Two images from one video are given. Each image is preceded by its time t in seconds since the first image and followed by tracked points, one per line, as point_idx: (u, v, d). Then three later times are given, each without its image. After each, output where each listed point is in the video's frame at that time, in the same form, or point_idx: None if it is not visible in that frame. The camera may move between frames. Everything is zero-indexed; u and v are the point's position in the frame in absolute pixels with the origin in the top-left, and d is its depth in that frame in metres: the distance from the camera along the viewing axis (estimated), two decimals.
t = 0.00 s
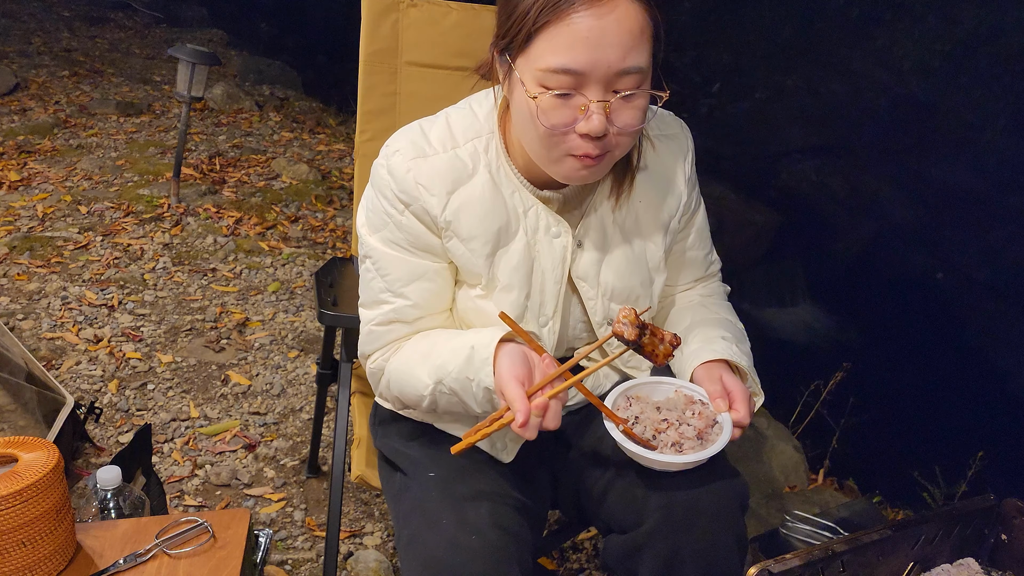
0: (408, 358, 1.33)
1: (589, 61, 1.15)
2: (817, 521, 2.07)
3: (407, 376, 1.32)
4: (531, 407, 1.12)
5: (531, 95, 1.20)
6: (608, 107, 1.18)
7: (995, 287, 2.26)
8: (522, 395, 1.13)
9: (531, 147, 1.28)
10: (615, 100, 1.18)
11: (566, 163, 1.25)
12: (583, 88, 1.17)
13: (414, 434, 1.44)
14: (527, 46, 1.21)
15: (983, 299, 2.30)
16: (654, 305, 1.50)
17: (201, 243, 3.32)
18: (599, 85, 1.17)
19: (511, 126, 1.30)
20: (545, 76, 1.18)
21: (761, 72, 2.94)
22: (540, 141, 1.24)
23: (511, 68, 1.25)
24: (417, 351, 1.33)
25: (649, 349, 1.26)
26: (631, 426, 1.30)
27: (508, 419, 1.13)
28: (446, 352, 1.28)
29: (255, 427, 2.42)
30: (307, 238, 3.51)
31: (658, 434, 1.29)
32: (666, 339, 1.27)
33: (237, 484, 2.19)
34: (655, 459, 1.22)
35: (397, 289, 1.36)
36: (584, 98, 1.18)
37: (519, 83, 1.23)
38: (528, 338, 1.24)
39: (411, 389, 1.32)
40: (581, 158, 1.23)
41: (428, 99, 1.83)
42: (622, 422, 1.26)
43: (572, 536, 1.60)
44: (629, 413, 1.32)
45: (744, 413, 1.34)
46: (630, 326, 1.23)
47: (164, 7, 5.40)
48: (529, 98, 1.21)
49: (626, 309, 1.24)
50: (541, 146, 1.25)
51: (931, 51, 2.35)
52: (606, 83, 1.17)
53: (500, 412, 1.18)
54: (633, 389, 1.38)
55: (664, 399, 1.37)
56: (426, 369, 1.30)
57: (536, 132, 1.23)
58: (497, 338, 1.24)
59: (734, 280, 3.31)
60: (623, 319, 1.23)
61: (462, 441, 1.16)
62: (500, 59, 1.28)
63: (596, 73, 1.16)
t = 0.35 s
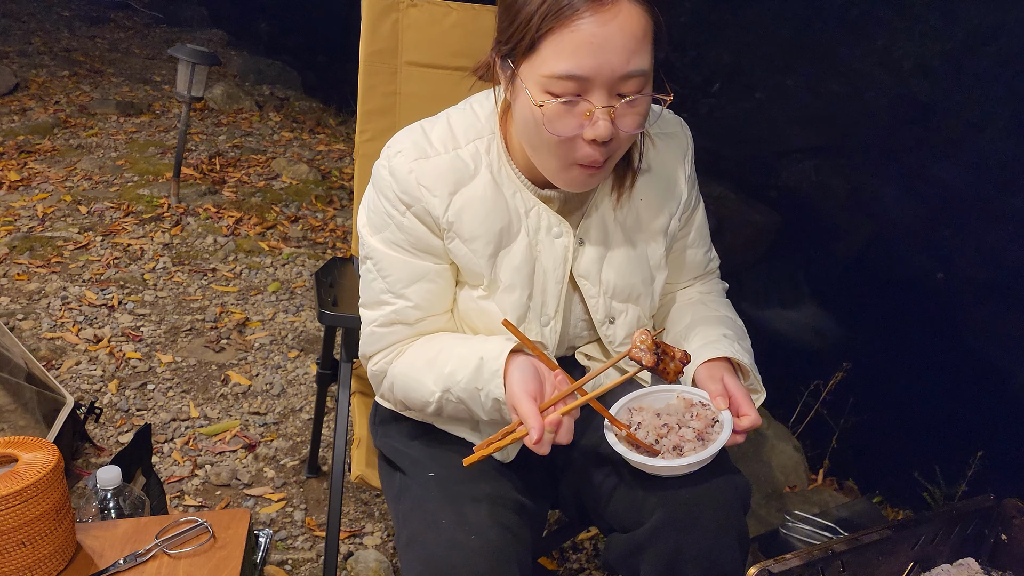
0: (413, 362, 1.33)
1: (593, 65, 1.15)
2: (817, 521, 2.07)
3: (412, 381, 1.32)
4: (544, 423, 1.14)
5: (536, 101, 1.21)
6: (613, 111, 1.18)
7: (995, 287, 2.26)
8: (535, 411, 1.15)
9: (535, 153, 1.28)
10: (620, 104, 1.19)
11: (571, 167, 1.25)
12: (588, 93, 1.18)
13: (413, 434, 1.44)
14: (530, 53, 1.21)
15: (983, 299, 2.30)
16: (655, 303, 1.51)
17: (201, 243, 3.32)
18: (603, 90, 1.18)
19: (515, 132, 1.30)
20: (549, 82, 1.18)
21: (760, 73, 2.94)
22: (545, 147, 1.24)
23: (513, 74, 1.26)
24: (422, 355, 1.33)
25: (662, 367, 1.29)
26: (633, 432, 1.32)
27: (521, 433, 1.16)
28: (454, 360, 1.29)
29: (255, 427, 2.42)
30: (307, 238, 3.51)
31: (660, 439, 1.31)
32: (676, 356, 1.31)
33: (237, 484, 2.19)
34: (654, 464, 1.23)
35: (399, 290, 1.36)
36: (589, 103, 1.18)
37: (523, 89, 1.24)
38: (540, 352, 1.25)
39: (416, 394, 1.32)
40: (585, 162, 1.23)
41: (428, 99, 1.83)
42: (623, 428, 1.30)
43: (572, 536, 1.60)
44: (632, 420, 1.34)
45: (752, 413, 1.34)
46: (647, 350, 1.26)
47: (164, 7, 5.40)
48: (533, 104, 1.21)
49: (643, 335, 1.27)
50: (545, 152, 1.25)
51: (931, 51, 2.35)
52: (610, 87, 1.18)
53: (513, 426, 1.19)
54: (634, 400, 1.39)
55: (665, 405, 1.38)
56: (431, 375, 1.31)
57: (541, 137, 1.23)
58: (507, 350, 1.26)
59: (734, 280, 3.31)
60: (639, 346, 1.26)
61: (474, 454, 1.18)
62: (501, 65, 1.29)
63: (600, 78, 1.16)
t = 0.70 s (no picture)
0: (417, 365, 1.34)
1: (608, 89, 1.16)
2: (817, 521, 2.07)
3: (417, 385, 1.33)
4: (556, 430, 1.14)
5: (550, 122, 1.22)
6: (626, 130, 1.20)
7: (995, 287, 2.26)
8: (547, 418, 1.15)
9: (547, 168, 1.29)
10: (632, 122, 1.21)
11: (583, 183, 1.27)
12: (601, 113, 1.19)
13: (413, 434, 1.43)
14: (543, 73, 1.22)
15: (983, 300, 2.30)
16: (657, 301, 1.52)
17: (201, 243, 3.32)
18: (616, 110, 1.19)
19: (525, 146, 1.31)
20: (564, 104, 1.19)
21: (760, 73, 2.94)
22: (557, 164, 1.26)
23: (524, 90, 1.26)
24: (426, 359, 1.33)
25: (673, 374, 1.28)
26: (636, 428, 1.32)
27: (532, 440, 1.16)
28: (462, 367, 1.29)
29: (255, 427, 2.42)
30: (307, 237, 3.51)
31: (663, 434, 1.31)
32: (686, 363, 1.30)
33: (237, 484, 2.19)
34: (661, 453, 1.23)
35: (400, 291, 1.36)
36: (603, 123, 1.19)
37: (535, 108, 1.24)
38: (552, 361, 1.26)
39: (423, 399, 1.33)
40: (597, 179, 1.26)
41: (428, 99, 1.83)
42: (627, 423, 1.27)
43: (572, 536, 1.60)
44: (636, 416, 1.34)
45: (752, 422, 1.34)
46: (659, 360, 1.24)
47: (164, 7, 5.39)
48: (547, 124, 1.22)
49: (655, 343, 1.26)
50: (558, 168, 1.27)
51: (931, 51, 2.36)
52: (623, 107, 1.19)
53: (523, 432, 1.20)
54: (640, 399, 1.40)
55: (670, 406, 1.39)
56: (436, 378, 1.31)
57: (554, 156, 1.25)
58: (516, 357, 1.26)
59: (734, 280, 3.31)
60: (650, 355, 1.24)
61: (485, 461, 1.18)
62: (510, 79, 1.29)
63: (614, 100, 1.18)
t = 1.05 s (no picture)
0: (423, 369, 1.33)
1: (625, 100, 1.17)
2: (818, 521, 2.07)
3: (424, 390, 1.33)
4: (574, 439, 1.15)
5: (565, 131, 1.22)
6: (640, 138, 1.20)
7: (995, 288, 2.26)
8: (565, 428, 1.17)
9: (560, 176, 1.29)
10: (646, 130, 1.21)
11: (596, 189, 1.28)
12: (616, 122, 1.20)
13: (413, 433, 1.43)
14: (556, 82, 1.21)
15: (984, 300, 2.30)
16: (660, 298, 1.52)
17: (201, 243, 3.32)
18: (631, 118, 1.19)
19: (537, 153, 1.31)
20: (579, 114, 1.19)
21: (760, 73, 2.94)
22: (571, 172, 1.26)
23: (537, 100, 1.26)
24: (433, 363, 1.33)
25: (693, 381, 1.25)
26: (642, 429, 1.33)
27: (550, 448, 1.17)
28: (472, 374, 1.30)
29: (255, 427, 2.42)
30: (307, 237, 3.51)
31: (669, 432, 1.33)
32: (700, 370, 1.26)
33: (237, 484, 2.19)
34: (673, 452, 1.23)
35: (404, 294, 1.36)
36: (618, 132, 1.20)
37: (548, 118, 1.24)
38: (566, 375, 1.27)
39: (430, 404, 1.33)
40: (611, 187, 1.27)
41: (429, 99, 1.82)
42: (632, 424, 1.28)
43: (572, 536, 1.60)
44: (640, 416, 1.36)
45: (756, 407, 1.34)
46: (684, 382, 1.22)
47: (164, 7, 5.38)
48: (563, 135, 1.22)
49: (675, 360, 1.23)
50: (572, 176, 1.27)
51: (931, 51, 2.36)
52: (637, 116, 1.20)
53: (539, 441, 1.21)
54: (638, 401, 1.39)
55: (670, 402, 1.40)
56: (443, 382, 1.31)
57: (569, 165, 1.25)
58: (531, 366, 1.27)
59: (733, 280, 3.31)
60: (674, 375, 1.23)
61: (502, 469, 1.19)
62: (521, 88, 1.29)
63: (630, 110, 1.18)
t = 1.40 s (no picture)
0: (422, 369, 1.34)
1: (622, 95, 1.17)
2: (818, 521, 2.08)
3: (421, 389, 1.33)
4: (562, 432, 1.17)
5: (561, 125, 1.22)
6: (636, 135, 1.20)
7: (995, 288, 2.25)
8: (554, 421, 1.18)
9: (555, 171, 1.29)
10: (643, 127, 1.21)
11: (591, 186, 1.27)
12: (613, 117, 1.20)
13: (412, 433, 1.43)
14: (555, 76, 1.22)
15: (984, 300, 2.29)
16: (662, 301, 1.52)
17: (201, 243, 3.32)
18: (628, 114, 1.19)
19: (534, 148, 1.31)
20: (575, 107, 1.19)
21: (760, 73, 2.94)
22: (566, 167, 1.26)
23: (536, 95, 1.27)
24: (430, 363, 1.34)
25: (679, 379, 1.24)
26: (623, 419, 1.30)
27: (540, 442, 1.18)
28: (469, 375, 1.30)
29: (255, 427, 2.42)
30: (307, 237, 3.51)
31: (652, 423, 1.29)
32: (691, 367, 1.26)
33: (237, 484, 2.19)
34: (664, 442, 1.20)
35: (404, 293, 1.36)
36: (614, 127, 1.20)
37: (546, 112, 1.25)
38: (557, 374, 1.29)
39: (426, 403, 1.33)
40: (607, 184, 1.27)
41: (429, 99, 1.83)
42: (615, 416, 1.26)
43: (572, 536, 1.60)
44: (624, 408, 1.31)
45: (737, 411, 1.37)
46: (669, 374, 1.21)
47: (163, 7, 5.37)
48: (559, 129, 1.23)
49: (663, 349, 1.24)
50: (567, 171, 1.27)
51: (931, 50, 2.35)
52: (635, 112, 1.20)
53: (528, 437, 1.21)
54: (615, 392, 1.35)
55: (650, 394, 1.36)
56: (440, 381, 1.32)
57: (564, 159, 1.25)
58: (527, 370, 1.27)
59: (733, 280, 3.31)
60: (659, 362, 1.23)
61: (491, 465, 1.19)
62: (522, 84, 1.30)
63: (627, 106, 1.18)
